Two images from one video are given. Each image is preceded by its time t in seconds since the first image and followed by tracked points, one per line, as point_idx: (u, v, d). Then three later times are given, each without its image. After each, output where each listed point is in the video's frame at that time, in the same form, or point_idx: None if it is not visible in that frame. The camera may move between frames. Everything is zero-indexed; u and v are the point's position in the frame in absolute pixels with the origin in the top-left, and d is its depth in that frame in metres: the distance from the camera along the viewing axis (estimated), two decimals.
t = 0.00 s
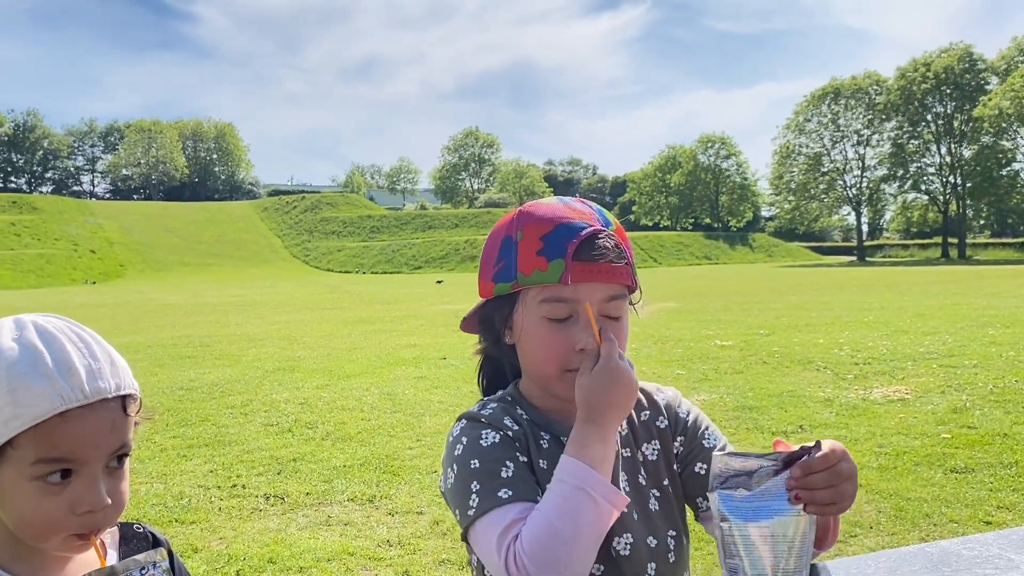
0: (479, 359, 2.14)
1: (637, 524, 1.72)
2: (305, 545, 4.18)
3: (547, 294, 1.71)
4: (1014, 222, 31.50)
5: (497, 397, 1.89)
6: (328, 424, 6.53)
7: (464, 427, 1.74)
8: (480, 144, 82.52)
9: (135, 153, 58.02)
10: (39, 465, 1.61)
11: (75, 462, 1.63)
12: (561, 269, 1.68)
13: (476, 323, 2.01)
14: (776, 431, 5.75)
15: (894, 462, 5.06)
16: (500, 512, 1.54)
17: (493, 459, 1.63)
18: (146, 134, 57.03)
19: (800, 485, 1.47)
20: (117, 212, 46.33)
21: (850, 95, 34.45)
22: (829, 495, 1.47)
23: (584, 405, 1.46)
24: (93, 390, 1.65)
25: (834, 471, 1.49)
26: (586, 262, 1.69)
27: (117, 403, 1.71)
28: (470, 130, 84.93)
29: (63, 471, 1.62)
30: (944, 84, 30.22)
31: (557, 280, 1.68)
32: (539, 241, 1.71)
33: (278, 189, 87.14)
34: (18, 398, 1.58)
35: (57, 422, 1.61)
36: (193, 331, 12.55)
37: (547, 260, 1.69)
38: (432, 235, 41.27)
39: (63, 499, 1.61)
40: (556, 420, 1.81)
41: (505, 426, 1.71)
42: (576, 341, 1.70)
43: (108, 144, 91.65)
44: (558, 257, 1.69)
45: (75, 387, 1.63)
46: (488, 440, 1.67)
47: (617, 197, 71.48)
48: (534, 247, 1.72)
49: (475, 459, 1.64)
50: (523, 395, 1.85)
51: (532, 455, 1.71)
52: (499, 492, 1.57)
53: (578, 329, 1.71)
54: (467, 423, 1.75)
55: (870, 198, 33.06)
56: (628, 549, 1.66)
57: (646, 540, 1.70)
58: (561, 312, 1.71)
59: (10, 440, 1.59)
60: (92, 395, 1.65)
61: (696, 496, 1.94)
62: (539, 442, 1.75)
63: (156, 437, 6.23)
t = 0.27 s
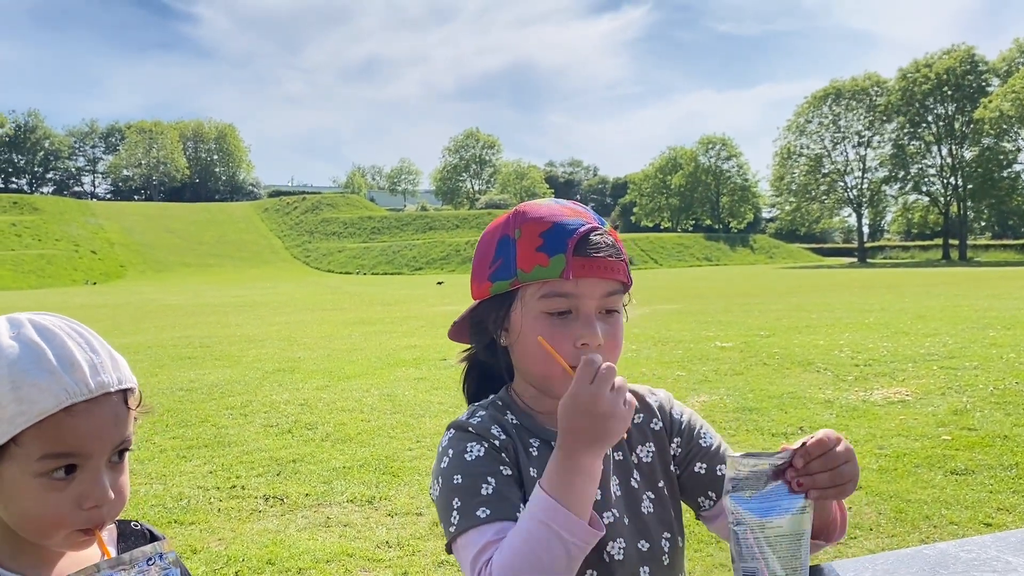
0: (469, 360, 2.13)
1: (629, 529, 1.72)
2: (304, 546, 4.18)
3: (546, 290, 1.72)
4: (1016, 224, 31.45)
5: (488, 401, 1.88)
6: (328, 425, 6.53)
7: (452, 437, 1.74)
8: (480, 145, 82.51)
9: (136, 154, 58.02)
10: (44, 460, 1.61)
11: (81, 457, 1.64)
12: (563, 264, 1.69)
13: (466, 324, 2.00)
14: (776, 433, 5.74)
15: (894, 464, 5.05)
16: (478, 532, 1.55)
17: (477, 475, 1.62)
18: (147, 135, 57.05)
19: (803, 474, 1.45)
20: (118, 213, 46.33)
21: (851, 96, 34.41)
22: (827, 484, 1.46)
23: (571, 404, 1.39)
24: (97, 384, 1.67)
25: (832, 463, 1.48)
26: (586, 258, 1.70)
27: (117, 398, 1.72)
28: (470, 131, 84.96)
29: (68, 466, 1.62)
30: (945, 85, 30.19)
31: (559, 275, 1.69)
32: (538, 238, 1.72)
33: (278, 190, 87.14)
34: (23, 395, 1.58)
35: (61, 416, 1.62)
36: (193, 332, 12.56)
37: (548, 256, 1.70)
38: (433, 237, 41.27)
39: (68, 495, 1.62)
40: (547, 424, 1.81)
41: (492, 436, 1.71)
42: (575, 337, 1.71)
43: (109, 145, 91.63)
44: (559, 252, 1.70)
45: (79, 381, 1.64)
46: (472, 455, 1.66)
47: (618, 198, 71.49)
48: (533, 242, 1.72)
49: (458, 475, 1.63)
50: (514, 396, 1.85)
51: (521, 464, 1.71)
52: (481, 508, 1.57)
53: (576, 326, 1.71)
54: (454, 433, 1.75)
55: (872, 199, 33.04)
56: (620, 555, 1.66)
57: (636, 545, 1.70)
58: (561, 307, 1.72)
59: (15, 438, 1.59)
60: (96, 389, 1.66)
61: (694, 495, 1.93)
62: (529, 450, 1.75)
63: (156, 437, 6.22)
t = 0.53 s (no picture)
0: (464, 363, 2.13)
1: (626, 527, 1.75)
2: (303, 546, 4.18)
3: (548, 289, 1.72)
4: (1015, 225, 31.47)
5: (489, 398, 1.88)
6: (327, 426, 6.54)
7: (458, 428, 1.74)
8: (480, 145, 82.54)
9: (136, 154, 58.05)
10: (46, 454, 1.61)
11: (82, 451, 1.64)
12: (564, 263, 1.70)
13: (466, 324, 2.00)
14: (775, 434, 5.75)
15: (893, 465, 5.05)
16: (495, 507, 1.54)
17: (487, 458, 1.62)
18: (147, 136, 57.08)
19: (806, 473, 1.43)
20: (117, 213, 46.35)
21: (850, 97, 34.43)
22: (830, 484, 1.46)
23: (705, 486, 1.28)
24: (98, 378, 1.67)
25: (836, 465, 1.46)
26: (584, 257, 1.71)
27: (119, 391, 1.72)
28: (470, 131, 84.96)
29: (68, 460, 1.62)
30: (943, 86, 30.22)
31: (561, 274, 1.69)
32: (539, 238, 1.72)
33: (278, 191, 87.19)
34: (24, 390, 1.59)
35: (62, 410, 1.62)
36: (193, 332, 12.57)
37: (549, 255, 1.70)
38: (432, 238, 41.26)
39: (69, 489, 1.62)
40: (548, 423, 1.82)
41: (500, 426, 1.71)
42: (577, 335, 1.71)
43: (109, 145, 91.64)
44: (561, 252, 1.70)
45: (80, 375, 1.64)
46: (482, 440, 1.67)
47: (618, 199, 71.50)
48: (533, 243, 1.73)
49: (467, 457, 1.63)
50: (516, 394, 1.85)
51: (528, 457, 1.71)
52: (489, 490, 1.56)
53: (578, 325, 1.71)
54: (461, 423, 1.75)
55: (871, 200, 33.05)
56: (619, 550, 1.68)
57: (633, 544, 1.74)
58: (562, 306, 1.72)
59: (16, 431, 1.60)
60: (97, 383, 1.67)
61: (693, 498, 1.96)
62: (535, 445, 1.75)
63: (155, 438, 6.23)
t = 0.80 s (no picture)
0: (466, 361, 2.13)
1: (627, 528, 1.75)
2: (302, 546, 4.18)
3: (554, 290, 1.72)
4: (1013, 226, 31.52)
5: (492, 399, 1.88)
6: (326, 426, 6.53)
7: (460, 431, 1.73)
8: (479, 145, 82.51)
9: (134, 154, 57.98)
10: (49, 449, 1.61)
11: (85, 446, 1.63)
12: (570, 264, 1.70)
13: (468, 323, 2.00)
14: (774, 434, 5.75)
15: (891, 465, 5.06)
16: (494, 515, 1.53)
17: (488, 462, 1.62)
18: (145, 136, 57.03)
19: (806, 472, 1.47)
20: (115, 213, 46.28)
21: (849, 98, 34.47)
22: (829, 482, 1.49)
23: (688, 498, 1.28)
24: (102, 374, 1.67)
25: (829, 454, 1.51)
26: (591, 259, 1.71)
27: (122, 387, 1.72)
28: (469, 131, 84.94)
29: (71, 454, 1.62)
30: (942, 87, 30.28)
31: (567, 276, 1.70)
32: (546, 238, 1.73)
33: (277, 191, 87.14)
34: (29, 382, 1.59)
35: (67, 404, 1.62)
36: (191, 333, 12.56)
37: (555, 256, 1.71)
38: (431, 238, 41.26)
39: (70, 484, 1.61)
40: (549, 425, 1.82)
41: (503, 429, 1.71)
42: (582, 336, 1.71)
43: (108, 146, 91.55)
44: (567, 253, 1.70)
45: (84, 370, 1.64)
46: (483, 445, 1.66)
47: (616, 199, 71.48)
48: (540, 243, 1.73)
49: (468, 463, 1.63)
50: (518, 394, 1.86)
51: (531, 461, 1.71)
52: (490, 496, 1.56)
53: (582, 326, 1.72)
54: (463, 427, 1.74)
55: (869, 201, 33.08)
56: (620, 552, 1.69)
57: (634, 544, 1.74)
58: (568, 308, 1.72)
59: (20, 425, 1.60)
60: (101, 379, 1.66)
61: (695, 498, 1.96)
62: (538, 448, 1.75)
63: (154, 438, 6.22)
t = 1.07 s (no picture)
0: (460, 360, 2.13)
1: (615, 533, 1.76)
2: (299, 546, 4.18)
3: (546, 294, 1.72)
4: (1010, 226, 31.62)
5: (481, 402, 1.89)
6: (323, 425, 6.54)
7: (447, 435, 1.75)
8: (477, 145, 82.44)
9: (132, 153, 57.85)
10: (47, 447, 1.61)
11: (83, 445, 1.64)
12: (563, 269, 1.70)
13: (462, 324, 2.00)
14: (769, 434, 5.77)
15: (887, 465, 5.07)
16: (471, 525, 1.56)
17: (469, 471, 1.63)
18: (143, 135, 56.92)
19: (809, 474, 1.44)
20: (113, 212, 46.21)
21: (847, 98, 34.52)
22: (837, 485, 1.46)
23: (602, 494, 1.30)
24: (99, 372, 1.68)
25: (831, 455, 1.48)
26: (585, 264, 1.72)
27: (119, 385, 1.73)
28: (466, 131, 84.86)
29: (67, 453, 1.63)
30: (939, 87, 30.35)
31: (560, 280, 1.70)
32: (539, 241, 1.73)
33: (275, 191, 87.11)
34: (27, 381, 1.59)
35: (65, 402, 1.63)
36: (188, 332, 12.54)
37: (548, 260, 1.71)
38: (429, 238, 41.30)
39: (68, 481, 1.62)
40: (538, 427, 1.83)
41: (487, 434, 1.71)
42: (572, 340, 1.72)
43: (105, 144, 91.36)
44: (559, 257, 1.71)
45: (82, 369, 1.65)
46: (466, 452, 1.67)
47: (614, 198, 71.50)
48: (533, 247, 1.73)
49: (450, 471, 1.65)
50: (507, 397, 1.87)
51: (517, 466, 1.72)
52: (470, 504, 1.58)
53: (574, 330, 1.72)
54: (449, 431, 1.75)
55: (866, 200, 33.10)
56: (607, 559, 1.69)
57: (623, 548, 1.74)
58: (558, 312, 1.73)
59: (17, 425, 1.60)
60: (98, 377, 1.67)
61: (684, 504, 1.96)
62: (523, 451, 1.76)
63: (151, 438, 6.22)
